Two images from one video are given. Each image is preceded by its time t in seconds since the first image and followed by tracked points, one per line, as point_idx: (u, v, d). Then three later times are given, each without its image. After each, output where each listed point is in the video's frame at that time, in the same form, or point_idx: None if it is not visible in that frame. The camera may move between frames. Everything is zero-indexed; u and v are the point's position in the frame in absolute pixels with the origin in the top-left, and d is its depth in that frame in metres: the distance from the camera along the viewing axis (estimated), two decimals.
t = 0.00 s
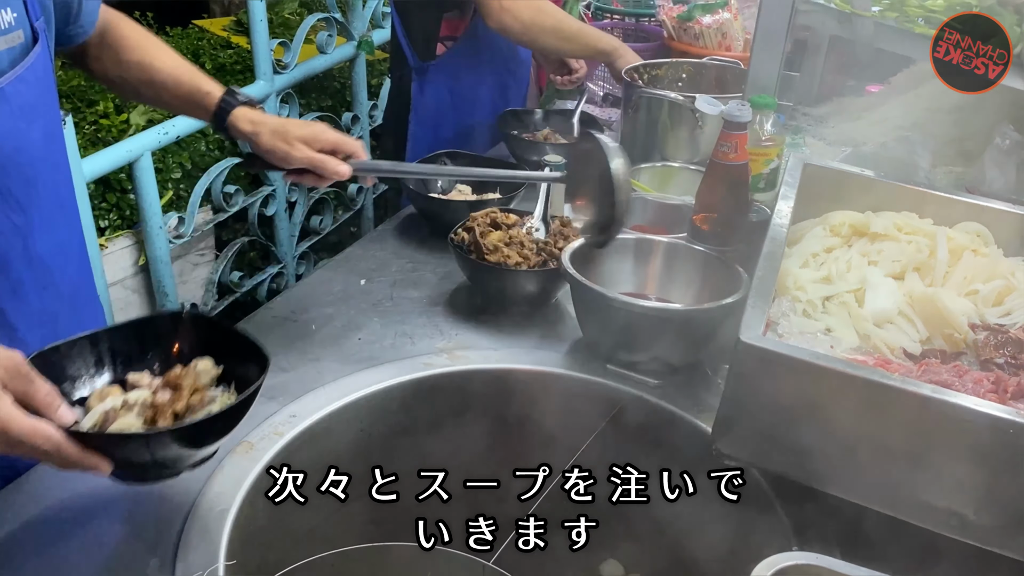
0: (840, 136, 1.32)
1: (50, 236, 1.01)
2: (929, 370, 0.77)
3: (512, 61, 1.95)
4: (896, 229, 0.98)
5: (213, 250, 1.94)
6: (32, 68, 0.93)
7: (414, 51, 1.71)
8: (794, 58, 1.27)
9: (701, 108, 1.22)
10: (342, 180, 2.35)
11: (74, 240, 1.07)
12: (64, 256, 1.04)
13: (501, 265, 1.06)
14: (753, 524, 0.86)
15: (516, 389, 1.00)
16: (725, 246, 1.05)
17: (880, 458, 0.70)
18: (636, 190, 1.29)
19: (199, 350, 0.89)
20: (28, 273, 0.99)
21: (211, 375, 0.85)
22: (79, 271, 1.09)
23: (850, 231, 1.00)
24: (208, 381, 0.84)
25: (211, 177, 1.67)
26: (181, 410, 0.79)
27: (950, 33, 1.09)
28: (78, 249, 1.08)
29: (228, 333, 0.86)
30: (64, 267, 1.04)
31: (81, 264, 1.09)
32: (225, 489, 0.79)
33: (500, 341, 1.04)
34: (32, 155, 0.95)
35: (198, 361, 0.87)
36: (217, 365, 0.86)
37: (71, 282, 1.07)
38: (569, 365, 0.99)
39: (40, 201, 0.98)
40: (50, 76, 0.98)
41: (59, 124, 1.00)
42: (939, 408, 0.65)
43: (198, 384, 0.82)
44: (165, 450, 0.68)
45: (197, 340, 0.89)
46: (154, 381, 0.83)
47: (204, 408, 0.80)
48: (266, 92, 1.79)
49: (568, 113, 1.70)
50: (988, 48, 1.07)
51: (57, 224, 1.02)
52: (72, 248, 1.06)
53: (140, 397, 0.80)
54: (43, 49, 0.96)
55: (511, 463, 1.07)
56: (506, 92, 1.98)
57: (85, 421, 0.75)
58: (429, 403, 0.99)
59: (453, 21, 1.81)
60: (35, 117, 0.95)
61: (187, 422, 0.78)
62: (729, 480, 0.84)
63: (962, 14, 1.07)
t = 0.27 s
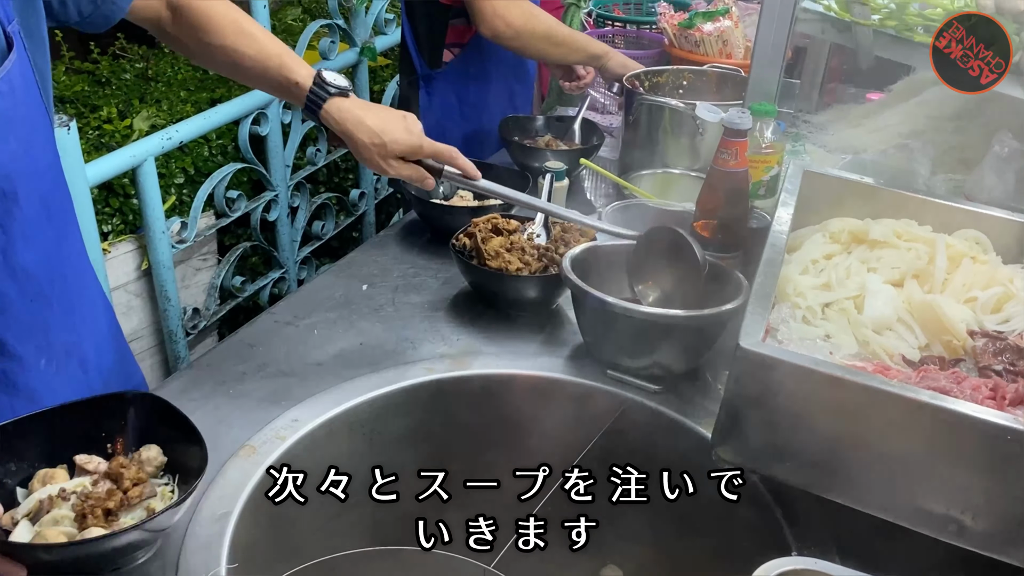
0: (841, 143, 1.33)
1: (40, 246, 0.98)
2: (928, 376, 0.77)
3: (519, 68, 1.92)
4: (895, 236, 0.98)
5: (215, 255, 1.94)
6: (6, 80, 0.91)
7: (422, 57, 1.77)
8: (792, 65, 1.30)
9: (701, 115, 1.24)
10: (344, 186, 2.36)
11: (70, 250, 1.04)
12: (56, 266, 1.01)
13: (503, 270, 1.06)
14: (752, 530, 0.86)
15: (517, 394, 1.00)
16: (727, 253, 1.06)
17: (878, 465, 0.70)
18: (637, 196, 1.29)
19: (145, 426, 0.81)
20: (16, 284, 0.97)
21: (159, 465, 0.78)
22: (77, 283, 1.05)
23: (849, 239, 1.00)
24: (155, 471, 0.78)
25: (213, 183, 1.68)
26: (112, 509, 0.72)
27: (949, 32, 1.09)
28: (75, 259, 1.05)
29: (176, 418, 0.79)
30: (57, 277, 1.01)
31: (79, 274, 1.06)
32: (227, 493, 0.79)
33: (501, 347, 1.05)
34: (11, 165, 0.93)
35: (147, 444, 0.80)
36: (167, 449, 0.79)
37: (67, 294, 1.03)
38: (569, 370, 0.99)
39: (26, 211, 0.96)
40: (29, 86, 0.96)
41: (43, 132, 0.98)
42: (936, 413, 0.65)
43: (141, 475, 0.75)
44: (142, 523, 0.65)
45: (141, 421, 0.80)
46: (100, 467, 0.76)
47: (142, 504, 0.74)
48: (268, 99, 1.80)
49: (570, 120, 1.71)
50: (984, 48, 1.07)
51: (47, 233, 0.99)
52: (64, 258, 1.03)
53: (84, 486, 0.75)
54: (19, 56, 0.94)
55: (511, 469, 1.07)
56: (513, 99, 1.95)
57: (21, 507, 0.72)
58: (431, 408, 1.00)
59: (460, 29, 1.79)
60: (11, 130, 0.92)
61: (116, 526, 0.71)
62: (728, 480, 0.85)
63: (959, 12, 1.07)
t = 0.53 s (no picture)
0: (842, 150, 1.33)
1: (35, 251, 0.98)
2: (928, 382, 0.78)
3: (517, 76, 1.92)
4: (895, 242, 0.99)
5: (218, 259, 1.94)
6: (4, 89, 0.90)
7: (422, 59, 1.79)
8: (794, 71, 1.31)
9: (702, 121, 1.26)
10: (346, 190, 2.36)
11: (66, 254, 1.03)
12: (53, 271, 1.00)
13: (504, 275, 1.07)
14: (752, 535, 0.86)
15: (519, 398, 1.01)
16: (728, 258, 1.05)
17: (878, 470, 0.70)
18: (638, 202, 1.30)
19: (142, 432, 0.81)
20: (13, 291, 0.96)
21: (157, 469, 0.78)
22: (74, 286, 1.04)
23: (850, 245, 1.00)
24: (153, 476, 0.78)
25: (216, 187, 1.69)
26: (110, 514, 0.72)
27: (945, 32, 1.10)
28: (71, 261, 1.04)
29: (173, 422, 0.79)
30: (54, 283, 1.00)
31: (78, 277, 1.06)
32: (230, 496, 0.79)
33: (502, 351, 1.05)
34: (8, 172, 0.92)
35: (144, 450, 0.80)
36: (164, 456, 0.79)
37: (65, 298, 1.03)
38: (570, 375, 1.00)
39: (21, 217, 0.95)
40: (28, 92, 0.95)
41: (43, 137, 0.98)
42: (936, 419, 0.66)
43: (139, 480, 0.76)
44: (143, 524, 0.65)
45: (140, 428, 0.81)
46: (99, 472, 0.77)
47: (141, 508, 0.74)
48: (272, 104, 1.80)
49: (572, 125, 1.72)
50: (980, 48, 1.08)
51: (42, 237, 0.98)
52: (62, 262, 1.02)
53: (84, 491, 0.75)
54: (19, 63, 0.93)
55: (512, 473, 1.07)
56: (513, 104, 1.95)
57: (21, 512, 0.72)
58: (432, 412, 1.00)
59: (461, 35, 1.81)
60: (8, 138, 0.91)
61: (115, 530, 0.71)
62: (729, 480, 0.86)
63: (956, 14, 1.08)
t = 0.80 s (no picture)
0: (843, 155, 1.34)
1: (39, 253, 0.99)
2: (928, 386, 0.78)
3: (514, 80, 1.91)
4: (896, 247, 0.99)
5: (220, 262, 1.94)
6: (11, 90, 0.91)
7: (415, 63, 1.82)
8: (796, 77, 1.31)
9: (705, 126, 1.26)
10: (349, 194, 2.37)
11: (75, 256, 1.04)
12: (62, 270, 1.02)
13: (507, 278, 1.07)
14: (753, 539, 0.87)
15: (520, 401, 1.01)
16: (730, 262, 1.06)
17: (878, 473, 0.71)
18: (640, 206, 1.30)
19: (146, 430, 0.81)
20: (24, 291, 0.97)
21: (160, 470, 0.79)
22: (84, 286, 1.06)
23: (851, 249, 1.01)
24: (157, 478, 0.79)
25: (219, 190, 1.69)
26: (113, 514, 0.73)
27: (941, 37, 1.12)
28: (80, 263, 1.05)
29: (176, 423, 0.79)
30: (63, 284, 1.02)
31: (87, 277, 1.07)
32: (232, 498, 0.80)
33: (503, 354, 1.05)
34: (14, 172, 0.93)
35: (148, 452, 0.81)
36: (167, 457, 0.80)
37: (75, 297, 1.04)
38: (571, 378, 1.00)
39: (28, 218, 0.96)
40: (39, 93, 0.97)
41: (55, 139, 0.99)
42: (935, 422, 0.66)
43: (142, 480, 0.76)
44: (146, 525, 0.66)
45: (142, 430, 0.81)
46: (103, 473, 0.77)
47: (143, 510, 0.75)
48: (275, 107, 1.81)
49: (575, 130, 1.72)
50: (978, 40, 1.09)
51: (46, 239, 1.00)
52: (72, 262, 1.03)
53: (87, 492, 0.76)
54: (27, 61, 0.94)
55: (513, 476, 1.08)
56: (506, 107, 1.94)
57: (25, 513, 0.73)
58: (433, 414, 1.00)
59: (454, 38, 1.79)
60: (16, 140, 0.93)
61: (118, 530, 0.72)
62: (729, 480, 0.85)
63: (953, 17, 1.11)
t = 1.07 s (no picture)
0: (845, 158, 1.35)
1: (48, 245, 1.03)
2: (928, 388, 0.78)
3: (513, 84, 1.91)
4: (897, 249, 0.99)
5: (223, 262, 1.95)
6: (22, 84, 0.95)
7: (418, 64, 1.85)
8: (798, 80, 1.33)
9: (705, 129, 1.26)
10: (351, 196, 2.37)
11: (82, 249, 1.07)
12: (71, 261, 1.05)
13: (508, 279, 1.07)
14: (753, 539, 0.87)
15: (521, 401, 1.01)
16: (732, 263, 1.06)
17: (877, 474, 0.71)
18: (641, 208, 1.31)
19: (153, 401, 0.82)
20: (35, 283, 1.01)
21: (167, 447, 0.79)
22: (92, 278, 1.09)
23: (852, 251, 1.01)
24: (163, 453, 0.79)
25: (222, 191, 1.70)
26: (120, 492, 0.72)
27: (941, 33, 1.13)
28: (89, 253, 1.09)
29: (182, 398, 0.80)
30: (73, 273, 1.05)
31: (95, 272, 1.11)
32: (235, 496, 0.80)
33: (505, 355, 1.06)
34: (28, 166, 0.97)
35: (155, 425, 0.81)
36: (174, 431, 0.80)
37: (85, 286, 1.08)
38: (572, 379, 1.00)
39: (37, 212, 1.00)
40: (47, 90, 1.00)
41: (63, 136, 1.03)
42: (935, 423, 0.66)
43: (148, 457, 0.76)
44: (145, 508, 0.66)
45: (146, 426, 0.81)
46: (109, 449, 0.77)
47: (150, 486, 0.75)
48: (278, 108, 1.82)
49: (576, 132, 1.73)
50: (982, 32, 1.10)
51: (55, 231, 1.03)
52: (83, 251, 1.07)
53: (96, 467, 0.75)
54: (34, 54, 0.99)
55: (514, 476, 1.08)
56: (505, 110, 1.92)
57: (31, 491, 0.72)
58: (435, 414, 1.01)
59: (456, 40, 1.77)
60: (30, 133, 0.97)
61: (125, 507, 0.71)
62: (729, 480, 0.84)
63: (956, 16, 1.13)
